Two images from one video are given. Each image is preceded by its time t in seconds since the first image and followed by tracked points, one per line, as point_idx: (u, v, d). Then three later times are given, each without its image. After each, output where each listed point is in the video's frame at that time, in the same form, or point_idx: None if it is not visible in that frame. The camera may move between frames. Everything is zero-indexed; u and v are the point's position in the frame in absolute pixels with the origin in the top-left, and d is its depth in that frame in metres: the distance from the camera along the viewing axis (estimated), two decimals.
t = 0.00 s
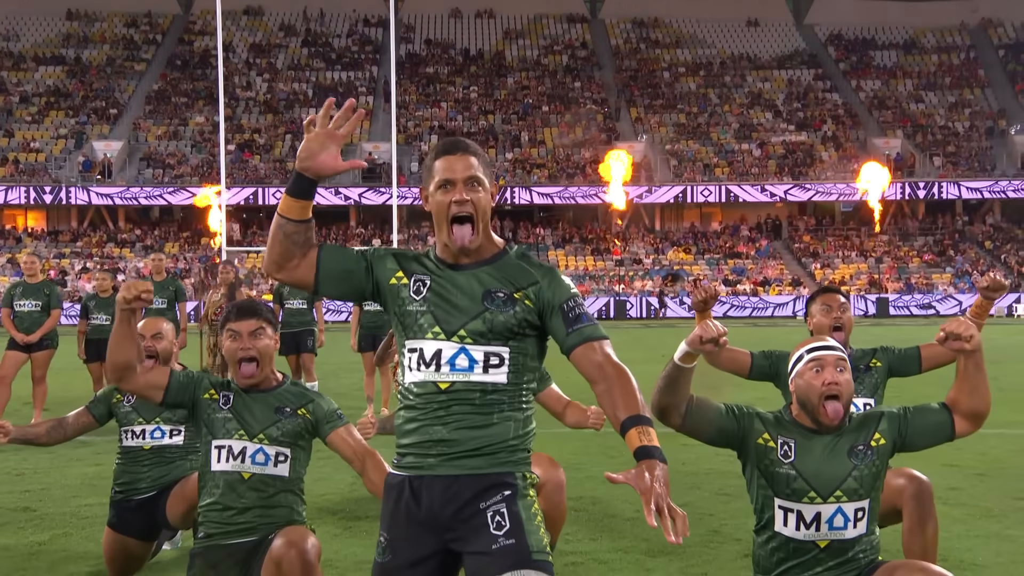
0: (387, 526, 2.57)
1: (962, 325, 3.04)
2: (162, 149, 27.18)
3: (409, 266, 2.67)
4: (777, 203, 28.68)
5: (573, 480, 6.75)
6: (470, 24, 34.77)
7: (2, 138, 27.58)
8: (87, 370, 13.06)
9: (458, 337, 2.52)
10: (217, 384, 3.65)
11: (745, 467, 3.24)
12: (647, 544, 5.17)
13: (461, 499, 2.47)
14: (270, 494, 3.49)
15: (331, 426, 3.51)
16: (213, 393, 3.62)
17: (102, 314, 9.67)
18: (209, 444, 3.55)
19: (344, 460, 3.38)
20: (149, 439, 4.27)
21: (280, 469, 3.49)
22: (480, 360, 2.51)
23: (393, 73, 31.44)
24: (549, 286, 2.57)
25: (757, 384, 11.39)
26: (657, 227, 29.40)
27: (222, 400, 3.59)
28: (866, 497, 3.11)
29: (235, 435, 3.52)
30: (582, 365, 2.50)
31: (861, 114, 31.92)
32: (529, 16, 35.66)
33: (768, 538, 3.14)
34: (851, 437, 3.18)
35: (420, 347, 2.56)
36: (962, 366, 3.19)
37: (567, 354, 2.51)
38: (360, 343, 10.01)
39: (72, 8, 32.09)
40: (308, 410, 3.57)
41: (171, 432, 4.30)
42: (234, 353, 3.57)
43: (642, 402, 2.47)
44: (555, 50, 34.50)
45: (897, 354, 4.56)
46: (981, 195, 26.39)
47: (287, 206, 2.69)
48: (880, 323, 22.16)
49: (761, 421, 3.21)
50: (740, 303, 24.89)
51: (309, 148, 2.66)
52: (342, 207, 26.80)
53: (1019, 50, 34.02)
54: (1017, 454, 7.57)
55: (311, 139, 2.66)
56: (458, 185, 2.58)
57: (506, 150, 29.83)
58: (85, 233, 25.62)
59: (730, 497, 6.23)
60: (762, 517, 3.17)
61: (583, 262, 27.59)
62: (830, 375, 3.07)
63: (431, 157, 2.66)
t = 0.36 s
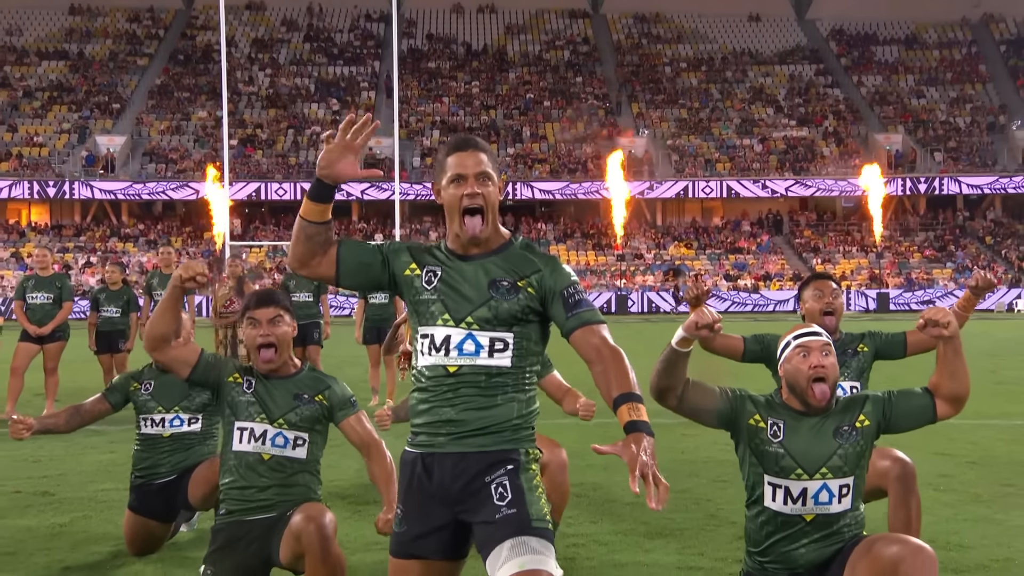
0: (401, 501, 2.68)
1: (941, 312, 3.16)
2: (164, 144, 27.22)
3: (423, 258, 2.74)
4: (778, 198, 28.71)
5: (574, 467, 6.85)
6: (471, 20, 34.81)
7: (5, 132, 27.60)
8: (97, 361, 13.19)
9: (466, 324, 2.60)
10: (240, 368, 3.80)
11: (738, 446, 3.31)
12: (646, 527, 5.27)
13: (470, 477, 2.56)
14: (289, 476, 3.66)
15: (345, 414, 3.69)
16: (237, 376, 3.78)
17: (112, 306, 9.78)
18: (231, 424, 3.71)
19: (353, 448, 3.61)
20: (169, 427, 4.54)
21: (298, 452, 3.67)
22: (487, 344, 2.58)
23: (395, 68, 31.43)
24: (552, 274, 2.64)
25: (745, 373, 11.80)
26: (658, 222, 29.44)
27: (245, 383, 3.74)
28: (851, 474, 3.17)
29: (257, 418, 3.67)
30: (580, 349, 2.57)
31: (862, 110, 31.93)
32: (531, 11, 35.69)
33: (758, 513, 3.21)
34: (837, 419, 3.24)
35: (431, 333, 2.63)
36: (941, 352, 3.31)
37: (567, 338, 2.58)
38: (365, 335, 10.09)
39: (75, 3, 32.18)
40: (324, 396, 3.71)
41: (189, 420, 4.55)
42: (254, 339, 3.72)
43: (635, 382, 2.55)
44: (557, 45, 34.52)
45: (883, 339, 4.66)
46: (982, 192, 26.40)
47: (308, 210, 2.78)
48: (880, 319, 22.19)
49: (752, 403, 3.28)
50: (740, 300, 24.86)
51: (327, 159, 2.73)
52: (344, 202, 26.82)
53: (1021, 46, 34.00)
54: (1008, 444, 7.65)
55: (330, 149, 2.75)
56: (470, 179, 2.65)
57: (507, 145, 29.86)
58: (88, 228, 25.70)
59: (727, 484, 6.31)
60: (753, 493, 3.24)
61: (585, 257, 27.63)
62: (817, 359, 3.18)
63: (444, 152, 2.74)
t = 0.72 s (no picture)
0: (415, 512, 2.79)
1: (925, 298, 3.30)
2: (173, 136, 27.32)
3: (433, 290, 2.88)
4: (785, 190, 28.68)
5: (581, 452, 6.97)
6: (477, 11, 34.87)
7: (15, 125, 27.68)
8: (114, 351, 13.31)
9: (481, 351, 2.76)
10: (260, 354, 3.89)
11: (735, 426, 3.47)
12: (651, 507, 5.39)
13: (487, 486, 2.71)
14: (306, 455, 3.76)
15: (359, 395, 3.82)
16: (258, 359, 3.87)
17: (127, 296, 9.88)
18: (251, 406, 3.80)
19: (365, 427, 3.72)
20: (191, 411, 4.66)
21: (314, 433, 3.77)
22: (502, 371, 2.75)
23: (402, 60, 31.45)
24: (560, 299, 2.81)
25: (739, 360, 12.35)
26: (665, 213, 29.43)
27: (264, 366, 3.83)
28: (840, 449, 3.31)
29: (276, 400, 3.76)
30: (590, 368, 2.72)
31: (869, 100, 31.83)
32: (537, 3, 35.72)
33: (751, 485, 3.37)
34: (827, 396, 3.38)
35: (447, 360, 2.79)
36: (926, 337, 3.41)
37: (578, 358, 2.74)
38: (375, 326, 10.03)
39: None
40: (339, 379, 3.83)
41: (210, 404, 4.67)
42: (274, 322, 3.80)
43: (646, 393, 2.71)
44: (564, 37, 34.52)
45: (875, 327, 4.75)
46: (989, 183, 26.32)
47: (322, 249, 2.80)
48: (885, 310, 22.19)
49: (747, 381, 3.43)
50: (746, 294, 24.82)
51: (340, 202, 2.74)
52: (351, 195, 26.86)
53: None
54: (1005, 429, 7.71)
55: (337, 193, 2.75)
56: (481, 214, 2.78)
57: (514, 137, 29.87)
58: (98, 220, 25.84)
59: (728, 466, 6.41)
60: (747, 467, 3.40)
61: (591, 249, 27.68)
62: (809, 341, 3.30)
63: (453, 188, 2.88)
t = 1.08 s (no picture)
0: (421, 516, 2.95)
1: (912, 282, 3.56)
2: (181, 129, 27.42)
3: (442, 318, 3.04)
4: (791, 180, 28.63)
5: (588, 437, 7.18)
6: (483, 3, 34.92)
7: (24, 117, 27.71)
8: (130, 340, 13.43)
9: (490, 371, 2.93)
10: (274, 344, 3.98)
11: (728, 404, 3.70)
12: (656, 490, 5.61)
13: (495, 489, 2.88)
14: (325, 439, 3.92)
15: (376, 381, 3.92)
16: (272, 352, 3.96)
17: (142, 286, 10.00)
18: (271, 396, 3.94)
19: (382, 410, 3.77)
20: (208, 390, 4.83)
21: (332, 420, 3.92)
22: (509, 390, 2.91)
23: (409, 51, 31.43)
24: (565, 321, 2.97)
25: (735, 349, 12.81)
26: (671, 204, 29.43)
27: (280, 358, 3.94)
28: (829, 423, 3.52)
29: (294, 391, 3.90)
30: (591, 389, 2.87)
31: (876, 90, 31.73)
32: None
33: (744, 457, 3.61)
34: (816, 372, 3.60)
35: (457, 380, 2.95)
36: (912, 319, 3.62)
37: (580, 380, 2.89)
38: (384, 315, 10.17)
39: None
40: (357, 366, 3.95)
41: (227, 383, 4.85)
42: (290, 311, 3.89)
43: (645, 417, 2.81)
44: (570, 28, 34.47)
45: (866, 311, 5.04)
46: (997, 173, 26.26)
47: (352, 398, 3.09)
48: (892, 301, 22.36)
49: (739, 359, 3.68)
50: (753, 286, 24.82)
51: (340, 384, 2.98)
52: (359, 186, 26.92)
53: None
54: (1001, 413, 7.92)
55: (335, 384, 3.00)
56: (486, 241, 2.96)
57: (520, 129, 29.84)
58: (107, 212, 25.96)
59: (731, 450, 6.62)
60: (740, 440, 3.63)
61: (598, 239, 27.72)
62: (799, 323, 3.54)
63: (464, 215, 3.04)
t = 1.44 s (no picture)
0: (431, 524, 3.12)
1: (895, 286, 3.48)
2: (185, 120, 27.48)
3: (443, 334, 3.21)
4: (794, 171, 28.60)
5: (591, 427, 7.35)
6: None
7: (29, 108, 27.74)
8: (141, 331, 13.56)
9: (491, 385, 3.11)
10: (289, 336, 4.24)
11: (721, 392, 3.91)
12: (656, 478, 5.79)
13: (498, 491, 3.08)
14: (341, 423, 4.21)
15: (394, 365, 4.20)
16: (288, 345, 4.21)
17: (153, 277, 10.13)
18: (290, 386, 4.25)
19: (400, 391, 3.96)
20: (227, 375, 5.03)
21: (351, 404, 4.20)
22: (510, 401, 3.11)
23: (412, 42, 31.42)
24: (561, 338, 3.18)
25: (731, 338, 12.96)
26: (674, 194, 29.43)
27: (296, 349, 4.21)
28: (814, 408, 3.72)
29: (312, 379, 4.18)
30: (585, 405, 3.11)
31: (880, 81, 31.66)
32: None
33: (738, 441, 3.81)
34: (804, 362, 3.78)
35: (458, 393, 3.13)
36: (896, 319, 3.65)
37: (575, 397, 3.12)
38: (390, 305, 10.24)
39: None
40: (372, 352, 4.22)
41: (245, 369, 5.04)
42: (309, 303, 4.12)
43: (632, 434, 3.08)
44: (574, 19, 34.43)
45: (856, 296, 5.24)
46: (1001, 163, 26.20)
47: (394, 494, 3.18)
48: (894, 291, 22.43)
49: (730, 350, 3.85)
50: (756, 278, 24.79)
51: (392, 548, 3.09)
52: (362, 177, 26.97)
53: None
54: (994, 398, 8.07)
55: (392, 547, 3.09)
56: (489, 263, 3.12)
57: (524, 119, 29.83)
58: (112, 203, 26.04)
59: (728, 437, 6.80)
60: (733, 425, 3.84)
61: (601, 230, 27.74)
62: (788, 316, 3.68)
63: (465, 237, 3.20)
